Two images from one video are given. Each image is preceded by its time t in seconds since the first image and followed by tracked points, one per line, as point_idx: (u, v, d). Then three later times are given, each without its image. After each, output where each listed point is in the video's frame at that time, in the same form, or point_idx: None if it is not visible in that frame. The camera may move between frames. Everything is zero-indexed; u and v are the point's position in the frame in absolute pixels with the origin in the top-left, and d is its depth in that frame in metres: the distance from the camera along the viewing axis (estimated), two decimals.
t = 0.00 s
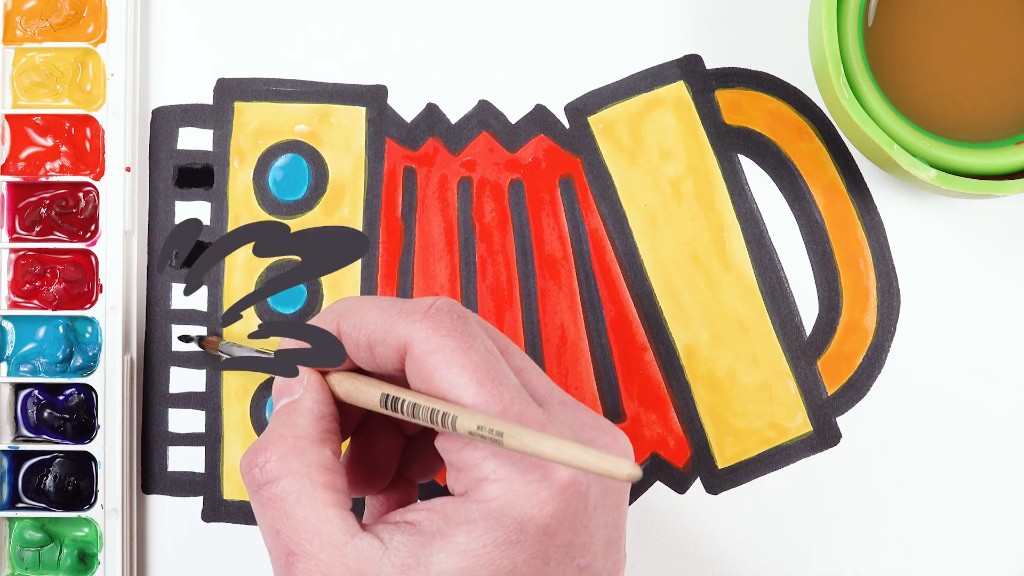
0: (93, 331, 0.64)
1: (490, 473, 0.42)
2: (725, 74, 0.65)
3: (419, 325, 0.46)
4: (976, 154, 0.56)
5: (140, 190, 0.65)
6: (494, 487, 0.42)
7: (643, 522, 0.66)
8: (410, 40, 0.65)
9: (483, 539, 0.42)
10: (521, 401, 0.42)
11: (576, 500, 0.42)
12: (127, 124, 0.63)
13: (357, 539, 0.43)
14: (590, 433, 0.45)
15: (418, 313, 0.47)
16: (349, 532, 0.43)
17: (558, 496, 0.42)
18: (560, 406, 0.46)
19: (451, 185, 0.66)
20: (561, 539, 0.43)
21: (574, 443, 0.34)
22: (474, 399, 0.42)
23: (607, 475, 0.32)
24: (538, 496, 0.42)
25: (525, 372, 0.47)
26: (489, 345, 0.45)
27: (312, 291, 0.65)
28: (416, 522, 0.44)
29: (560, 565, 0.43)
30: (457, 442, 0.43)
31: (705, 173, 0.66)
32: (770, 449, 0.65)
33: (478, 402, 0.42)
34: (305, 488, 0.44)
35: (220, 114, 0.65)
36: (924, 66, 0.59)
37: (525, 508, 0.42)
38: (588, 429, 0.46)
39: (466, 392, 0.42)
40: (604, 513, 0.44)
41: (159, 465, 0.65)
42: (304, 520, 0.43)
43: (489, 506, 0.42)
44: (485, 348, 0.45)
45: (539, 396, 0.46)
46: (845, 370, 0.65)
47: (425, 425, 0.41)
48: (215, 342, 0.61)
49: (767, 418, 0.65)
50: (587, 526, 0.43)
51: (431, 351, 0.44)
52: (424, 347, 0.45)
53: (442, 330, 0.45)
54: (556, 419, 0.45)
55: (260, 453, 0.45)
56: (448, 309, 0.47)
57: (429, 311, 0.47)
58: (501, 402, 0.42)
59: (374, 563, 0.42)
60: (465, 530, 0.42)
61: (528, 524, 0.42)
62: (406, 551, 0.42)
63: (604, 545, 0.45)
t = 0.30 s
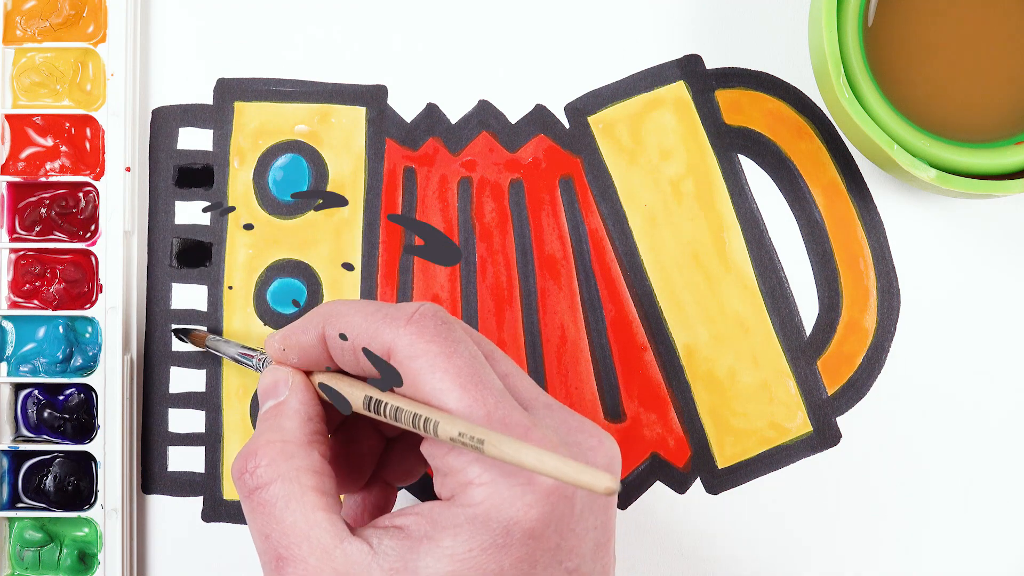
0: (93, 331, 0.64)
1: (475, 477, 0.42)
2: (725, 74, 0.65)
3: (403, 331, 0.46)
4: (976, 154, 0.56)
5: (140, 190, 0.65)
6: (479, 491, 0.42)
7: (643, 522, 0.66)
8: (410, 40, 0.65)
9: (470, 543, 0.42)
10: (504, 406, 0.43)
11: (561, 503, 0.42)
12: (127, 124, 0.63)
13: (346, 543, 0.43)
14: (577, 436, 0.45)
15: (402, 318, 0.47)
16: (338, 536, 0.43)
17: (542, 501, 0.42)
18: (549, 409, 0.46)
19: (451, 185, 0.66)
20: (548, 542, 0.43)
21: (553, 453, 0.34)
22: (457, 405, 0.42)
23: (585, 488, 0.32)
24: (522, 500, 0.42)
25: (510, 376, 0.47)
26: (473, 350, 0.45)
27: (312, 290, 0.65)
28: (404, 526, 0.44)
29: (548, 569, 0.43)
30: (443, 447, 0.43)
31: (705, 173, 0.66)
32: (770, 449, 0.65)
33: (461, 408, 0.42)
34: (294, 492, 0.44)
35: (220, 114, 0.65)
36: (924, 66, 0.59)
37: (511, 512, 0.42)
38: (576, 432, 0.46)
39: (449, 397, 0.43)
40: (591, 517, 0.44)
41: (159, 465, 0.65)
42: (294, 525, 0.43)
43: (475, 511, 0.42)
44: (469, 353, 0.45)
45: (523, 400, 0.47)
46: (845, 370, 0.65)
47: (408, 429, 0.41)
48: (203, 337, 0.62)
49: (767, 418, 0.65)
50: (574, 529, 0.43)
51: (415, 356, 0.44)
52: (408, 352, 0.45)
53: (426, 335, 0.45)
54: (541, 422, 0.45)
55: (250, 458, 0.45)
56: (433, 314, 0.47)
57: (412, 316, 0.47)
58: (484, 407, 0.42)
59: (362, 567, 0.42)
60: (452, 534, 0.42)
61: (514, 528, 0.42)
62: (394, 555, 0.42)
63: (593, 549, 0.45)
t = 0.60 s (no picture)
0: (93, 331, 0.64)
1: (476, 476, 0.42)
2: (725, 74, 0.65)
3: (404, 329, 0.46)
4: (976, 155, 0.56)
5: (140, 190, 0.65)
6: (480, 490, 0.42)
7: (643, 522, 0.66)
8: (410, 40, 0.65)
9: (470, 542, 0.42)
10: (506, 405, 0.43)
11: (562, 503, 0.42)
12: (127, 124, 0.63)
13: (347, 542, 0.43)
14: (576, 436, 0.46)
15: (403, 317, 0.47)
16: (339, 534, 0.43)
17: (543, 500, 0.42)
18: (549, 408, 0.47)
19: (451, 185, 0.66)
20: (548, 541, 0.42)
21: (556, 454, 0.34)
22: (459, 403, 0.42)
23: (588, 489, 0.32)
24: (524, 498, 0.42)
25: (511, 375, 0.47)
26: (475, 349, 0.45)
27: (312, 290, 0.65)
28: (405, 525, 0.44)
29: (548, 568, 0.43)
30: (444, 445, 0.43)
31: (704, 173, 0.66)
32: (770, 449, 0.65)
33: (463, 407, 0.42)
34: (296, 490, 0.44)
35: (220, 114, 0.65)
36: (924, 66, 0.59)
37: (511, 511, 0.42)
38: (576, 431, 0.46)
39: (451, 396, 0.42)
40: (591, 515, 0.44)
41: (159, 465, 0.65)
42: (295, 523, 0.43)
43: (476, 509, 0.42)
44: (470, 352, 0.45)
45: (524, 399, 0.47)
46: (845, 370, 0.65)
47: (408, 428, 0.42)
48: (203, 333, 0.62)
49: (767, 418, 0.65)
50: (574, 528, 0.43)
51: (417, 355, 0.44)
52: (410, 351, 0.45)
53: (428, 334, 0.45)
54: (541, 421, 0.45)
55: (252, 456, 0.45)
56: (434, 313, 0.47)
57: (413, 315, 0.47)
58: (486, 406, 0.42)
59: (363, 566, 0.42)
60: (452, 533, 0.42)
61: (515, 527, 0.42)
62: (395, 554, 0.42)
63: (593, 547, 0.45)
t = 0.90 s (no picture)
0: (93, 331, 0.64)
1: (475, 477, 0.42)
2: (725, 74, 0.65)
3: (403, 330, 0.46)
4: (976, 155, 0.56)
5: (140, 190, 0.65)
6: (479, 491, 0.42)
7: (644, 522, 0.66)
8: (409, 40, 0.65)
9: (469, 543, 0.42)
10: (504, 406, 0.43)
11: (560, 504, 0.42)
12: (127, 123, 0.63)
13: (346, 543, 0.43)
14: (575, 436, 0.45)
15: (402, 318, 0.47)
16: (339, 535, 0.43)
17: (542, 501, 0.42)
18: (548, 409, 0.47)
19: (451, 185, 0.66)
20: (546, 542, 0.43)
21: (554, 456, 0.34)
22: (457, 405, 0.42)
23: (587, 492, 0.32)
24: (522, 500, 0.42)
25: (509, 376, 0.47)
26: (473, 350, 0.45)
27: (312, 290, 0.65)
28: (403, 527, 0.44)
29: (547, 569, 0.43)
30: (442, 446, 0.43)
31: (704, 173, 0.66)
32: (770, 449, 0.65)
33: (461, 407, 0.42)
34: (295, 491, 0.44)
35: (221, 114, 0.65)
36: (924, 67, 0.59)
37: (509, 512, 0.42)
38: (574, 431, 0.46)
39: (450, 397, 0.42)
40: (590, 517, 0.44)
41: (158, 465, 0.65)
42: (294, 524, 0.43)
43: (475, 511, 0.42)
44: (469, 353, 0.45)
45: (522, 399, 0.47)
46: (845, 370, 0.65)
47: (407, 428, 0.41)
48: (200, 330, 0.62)
49: (767, 418, 0.65)
50: (572, 529, 0.43)
51: (415, 356, 0.44)
52: (408, 352, 0.45)
53: (426, 335, 0.45)
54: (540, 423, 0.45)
55: (251, 456, 0.45)
56: (432, 314, 0.47)
57: (412, 316, 0.47)
58: (484, 407, 0.42)
59: (362, 567, 0.42)
60: (451, 534, 0.42)
61: (513, 528, 0.42)
62: (393, 556, 0.42)
63: (591, 549, 0.45)
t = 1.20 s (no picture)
0: (93, 331, 0.64)
1: (474, 477, 0.42)
2: (725, 74, 0.65)
3: (399, 333, 0.46)
4: (976, 154, 0.56)
5: (140, 190, 0.65)
6: (478, 491, 0.42)
7: (644, 523, 0.66)
8: (409, 40, 0.65)
9: (469, 543, 0.42)
10: (503, 406, 0.43)
11: (560, 503, 0.42)
12: (127, 123, 0.63)
13: (345, 547, 0.43)
14: (575, 436, 0.45)
15: (399, 320, 0.47)
16: (337, 540, 0.43)
17: (541, 500, 0.42)
18: (547, 409, 0.47)
19: (451, 185, 0.66)
20: (546, 542, 0.43)
21: (554, 448, 0.34)
22: (456, 405, 0.42)
23: (588, 479, 0.32)
24: (522, 499, 0.42)
25: (507, 377, 0.47)
26: (471, 351, 0.45)
27: (312, 290, 0.65)
28: (402, 529, 0.44)
29: (547, 569, 0.43)
30: (442, 448, 0.43)
31: (704, 174, 0.66)
32: (769, 449, 0.65)
33: (460, 408, 0.42)
34: (293, 496, 0.44)
35: (221, 114, 0.65)
36: (924, 67, 0.59)
37: (509, 511, 0.42)
38: (573, 431, 0.46)
39: (448, 398, 0.42)
40: (589, 516, 0.44)
41: (158, 466, 0.65)
42: (292, 528, 0.43)
43: (475, 511, 0.42)
44: (466, 354, 0.45)
45: (521, 400, 0.47)
46: (844, 370, 0.65)
47: (407, 431, 0.41)
48: (200, 348, 0.62)
49: (767, 418, 0.65)
50: (572, 528, 0.43)
51: (413, 357, 0.44)
52: (406, 354, 0.45)
53: (423, 337, 0.45)
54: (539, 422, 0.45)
55: (249, 461, 0.45)
56: (429, 316, 0.47)
57: (407, 319, 0.47)
58: (483, 407, 0.42)
59: (361, 571, 0.42)
60: (451, 535, 0.42)
61: (513, 528, 0.42)
62: (393, 558, 0.42)
63: (591, 548, 0.45)
